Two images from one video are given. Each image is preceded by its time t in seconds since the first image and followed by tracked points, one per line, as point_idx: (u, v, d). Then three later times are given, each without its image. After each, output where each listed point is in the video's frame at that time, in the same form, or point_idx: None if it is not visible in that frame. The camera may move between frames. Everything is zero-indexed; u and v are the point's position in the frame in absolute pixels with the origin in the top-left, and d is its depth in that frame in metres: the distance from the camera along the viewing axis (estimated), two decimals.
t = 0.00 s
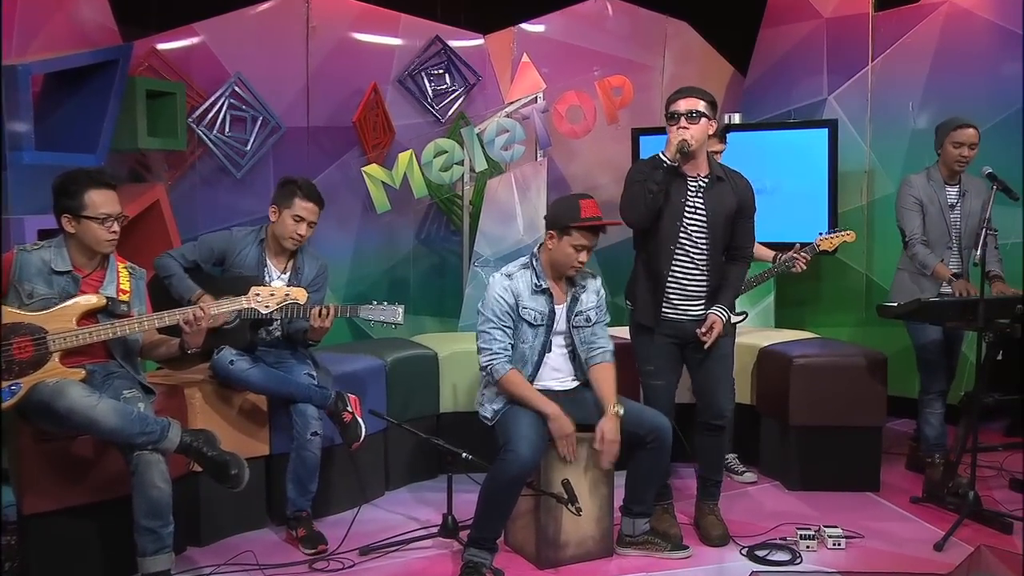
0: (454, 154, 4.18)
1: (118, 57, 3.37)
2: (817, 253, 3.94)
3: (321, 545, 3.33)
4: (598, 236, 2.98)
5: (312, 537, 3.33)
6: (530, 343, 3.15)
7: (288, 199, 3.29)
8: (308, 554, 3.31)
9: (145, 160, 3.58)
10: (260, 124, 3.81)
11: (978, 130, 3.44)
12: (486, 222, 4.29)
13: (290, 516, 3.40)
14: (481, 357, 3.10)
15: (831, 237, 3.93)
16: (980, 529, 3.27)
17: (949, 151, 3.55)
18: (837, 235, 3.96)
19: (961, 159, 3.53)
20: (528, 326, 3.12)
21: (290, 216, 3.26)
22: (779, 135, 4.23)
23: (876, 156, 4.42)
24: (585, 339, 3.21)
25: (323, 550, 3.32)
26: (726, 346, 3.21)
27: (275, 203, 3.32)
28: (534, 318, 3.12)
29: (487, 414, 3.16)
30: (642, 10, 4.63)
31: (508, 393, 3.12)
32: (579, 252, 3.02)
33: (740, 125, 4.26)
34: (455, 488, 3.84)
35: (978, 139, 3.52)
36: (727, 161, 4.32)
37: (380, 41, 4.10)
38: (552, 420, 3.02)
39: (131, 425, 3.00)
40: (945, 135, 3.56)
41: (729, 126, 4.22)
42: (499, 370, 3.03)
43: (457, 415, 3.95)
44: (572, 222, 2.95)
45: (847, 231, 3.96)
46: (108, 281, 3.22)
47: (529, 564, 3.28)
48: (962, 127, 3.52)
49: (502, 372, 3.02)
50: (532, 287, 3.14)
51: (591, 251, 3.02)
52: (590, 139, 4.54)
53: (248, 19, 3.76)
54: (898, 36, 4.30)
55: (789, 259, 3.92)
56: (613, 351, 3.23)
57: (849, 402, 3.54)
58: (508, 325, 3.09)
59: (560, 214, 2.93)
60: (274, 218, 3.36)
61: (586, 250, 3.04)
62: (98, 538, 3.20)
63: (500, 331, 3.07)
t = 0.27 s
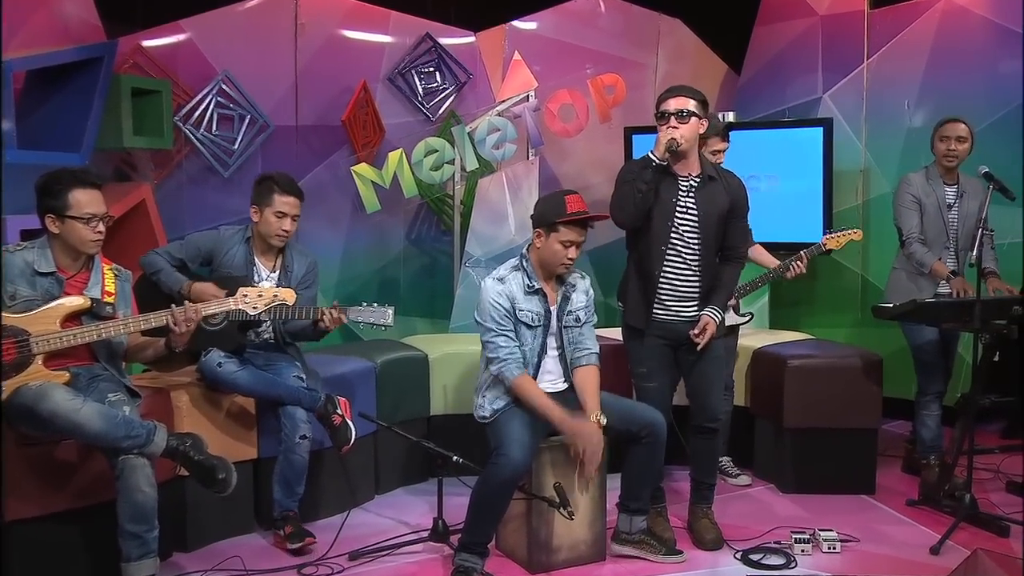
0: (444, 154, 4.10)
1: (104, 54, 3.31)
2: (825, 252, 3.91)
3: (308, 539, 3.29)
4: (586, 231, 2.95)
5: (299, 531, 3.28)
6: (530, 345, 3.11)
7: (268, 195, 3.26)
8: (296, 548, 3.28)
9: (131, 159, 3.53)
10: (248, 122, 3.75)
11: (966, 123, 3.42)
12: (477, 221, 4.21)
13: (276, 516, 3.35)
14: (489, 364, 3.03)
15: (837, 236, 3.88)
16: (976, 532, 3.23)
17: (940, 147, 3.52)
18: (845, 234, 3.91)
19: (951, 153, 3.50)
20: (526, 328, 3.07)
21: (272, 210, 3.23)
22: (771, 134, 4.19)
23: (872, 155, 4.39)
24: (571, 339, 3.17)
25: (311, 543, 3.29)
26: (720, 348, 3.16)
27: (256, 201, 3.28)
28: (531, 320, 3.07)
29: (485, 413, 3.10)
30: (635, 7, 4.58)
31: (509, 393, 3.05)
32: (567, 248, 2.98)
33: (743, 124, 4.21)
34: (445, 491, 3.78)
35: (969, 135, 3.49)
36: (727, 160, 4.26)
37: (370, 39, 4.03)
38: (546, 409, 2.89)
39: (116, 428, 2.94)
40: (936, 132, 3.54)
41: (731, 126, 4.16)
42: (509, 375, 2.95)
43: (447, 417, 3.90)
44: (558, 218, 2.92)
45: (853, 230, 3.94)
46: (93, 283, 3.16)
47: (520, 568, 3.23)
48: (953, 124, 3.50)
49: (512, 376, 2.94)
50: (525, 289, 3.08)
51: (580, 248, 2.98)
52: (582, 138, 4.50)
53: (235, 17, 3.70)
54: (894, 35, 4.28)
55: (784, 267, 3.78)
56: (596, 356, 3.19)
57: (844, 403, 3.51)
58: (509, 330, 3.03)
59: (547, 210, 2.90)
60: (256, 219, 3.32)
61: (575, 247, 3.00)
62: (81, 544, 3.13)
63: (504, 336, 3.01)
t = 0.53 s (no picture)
0: (435, 153, 4.03)
1: (88, 51, 3.22)
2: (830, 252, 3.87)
3: (298, 557, 3.22)
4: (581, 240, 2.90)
5: (289, 547, 3.22)
6: (525, 349, 3.06)
7: (255, 198, 3.22)
8: (285, 565, 3.21)
9: (117, 158, 3.47)
10: (237, 121, 3.69)
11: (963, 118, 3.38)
12: (469, 222, 4.21)
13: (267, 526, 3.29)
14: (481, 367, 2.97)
15: (841, 237, 3.87)
16: (973, 536, 3.20)
17: (937, 142, 3.48)
18: (849, 235, 3.91)
19: (948, 149, 3.46)
20: (522, 333, 3.02)
21: (260, 213, 3.20)
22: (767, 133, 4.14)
23: (868, 155, 4.35)
24: (570, 340, 3.16)
25: (301, 561, 3.22)
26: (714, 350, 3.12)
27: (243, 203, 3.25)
28: (527, 324, 3.02)
29: (477, 416, 3.04)
30: (629, 5, 4.53)
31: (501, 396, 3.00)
32: (563, 259, 2.93)
33: (746, 124, 4.16)
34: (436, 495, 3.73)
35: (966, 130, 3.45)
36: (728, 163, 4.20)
37: (360, 36, 3.98)
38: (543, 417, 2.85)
39: (101, 433, 2.89)
40: (933, 127, 3.49)
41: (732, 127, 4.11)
42: (502, 380, 2.90)
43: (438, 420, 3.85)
44: (552, 227, 2.87)
45: (856, 230, 3.94)
46: (78, 285, 3.10)
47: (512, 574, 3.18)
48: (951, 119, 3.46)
49: (505, 382, 2.89)
50: (520, 293, 3.03)
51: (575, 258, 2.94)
52: (576, 137, 4.45)
53: (222, 14, 3.64)
54: (890, 32, 4.24)
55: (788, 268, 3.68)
56: (593, 350, 3.20)
57: (840, 405, 3.46)
58: (504, 335, 2.98)
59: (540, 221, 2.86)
60: (242, 220, 3.27)
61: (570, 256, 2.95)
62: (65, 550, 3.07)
63: (498, 341, 2.96)
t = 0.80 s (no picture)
0: (427, 152, 3.96)
1: (74, 48, 3.14)
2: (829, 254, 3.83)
3: (288, 560, 3.18)
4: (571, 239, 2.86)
5: (279, 551, 3.17)
6: (518, 350, 3.02)
7: (240, 198, 3.20)
8: (275, 568, 3.17)
9: (104, 157, 3.41)
10: (226, 120, 3.64)
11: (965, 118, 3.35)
12: (461, 223, 4.04)
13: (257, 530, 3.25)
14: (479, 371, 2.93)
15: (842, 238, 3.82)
16: (971, 539, 3.16)
17: (937, 142, 3.44)
18: (847, 236, 3.85)
19: (948, 149, 3.42)
20: (517, 334, 2.99)
21: (247, 213, 3.18)
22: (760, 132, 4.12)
23: (864, 154, 4.32)
24: (562, 343, 3.11)
25: (291, 565, 3.17)
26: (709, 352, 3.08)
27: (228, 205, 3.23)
28: (521, 326, 2.98)
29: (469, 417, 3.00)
30: (622, 3, 4.49)
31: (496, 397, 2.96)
32: (553, 257, 2.89)
33: (744, 123, 4.14)
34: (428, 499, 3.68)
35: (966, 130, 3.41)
36: (728, 164, 4.17)
37: (351, 34, 3.92)
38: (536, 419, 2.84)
39: (87, 437, 2.84)
40: (934, 127, 3.46)
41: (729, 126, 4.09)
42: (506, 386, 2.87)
43: (430, 422, 3.80)
44: (541, 226, 2.84)
45: (856, 231, 3.90)
46: (64, 287, 3.05)
47: None
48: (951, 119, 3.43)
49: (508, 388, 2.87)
50: (514, 294, 2.99)
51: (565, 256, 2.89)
52: (569, 136, 4.41)
53: (211, 11, 3.59)
54: (886, 30, 4.20)
55: (785, 270, 3.65)
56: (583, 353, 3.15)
57: (837, 407, 3.43)
58: (502, 335, 2.95)
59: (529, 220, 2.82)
60: (229, 222, 3.26)
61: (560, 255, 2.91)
62: (50, 556, 3.02)
63: (496, 343, 2.92)
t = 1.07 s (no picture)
0: (418, 151, 3.93)
1: (57, 45, 3.08)
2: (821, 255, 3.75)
3: (275, 554, 3.14)
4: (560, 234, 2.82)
5: (267, 546, 3.14)
6: (506, 351, 2.96)
7: (222, 195, 3.18)
8: (262, 564, 3.13)
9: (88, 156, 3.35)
10: (213, 119, 3.58)
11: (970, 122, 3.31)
12: (452, 223, 4.03)
13: (242, 530, 3.18)
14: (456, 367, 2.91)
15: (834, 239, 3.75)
16: (967, 543, 3.12)
17: (939, 144, 3.40)
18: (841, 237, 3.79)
19: (951, 152, 3.39)
20: (504, 332, 2.93)
21: (232, 208, 3.16)
22: (752, 131, 4.09)
23: (859, 153, 4.28)
24: (555, 343, 3.07)
25: (278, 559, 3.14)
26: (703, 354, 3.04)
27: (212, 203, 3.19)
28: (509, 324, 2.92)
29: (459, 422, 2.95)
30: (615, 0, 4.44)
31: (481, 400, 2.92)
32: (543, 254, 2.85)
33: (736, 121, 4.09)
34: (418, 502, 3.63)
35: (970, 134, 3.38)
36: (721, 164, 4.14)
37: (339, 31, 3.85)
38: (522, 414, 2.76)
39: (71, 442, 2.78)
40: (935, 129, 3.42)
41: (724, 123, 4.04)
42: (474, 378, 2.81)
43: (421, 425, 3.74)
44: (530, 220, 2.80)
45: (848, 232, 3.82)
46: (48, 289, 2.98)
47: None
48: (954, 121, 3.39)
49: (478, 380, 2.81)
50: (503, 291, 2.94)
51: (556, 253, 2.84)
52: (561, 135, 4.36)
53: (199, 7, 3.53)
54: (881, 29, 4.17)
55: (778, 271, 3.61)
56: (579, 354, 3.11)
57: (832, 408, 3.39)
58: (483, 333, 2.89)
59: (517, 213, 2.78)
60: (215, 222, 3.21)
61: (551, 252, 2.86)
62: (33, 562, 2.96)
63: (476, 340, 2.87)
